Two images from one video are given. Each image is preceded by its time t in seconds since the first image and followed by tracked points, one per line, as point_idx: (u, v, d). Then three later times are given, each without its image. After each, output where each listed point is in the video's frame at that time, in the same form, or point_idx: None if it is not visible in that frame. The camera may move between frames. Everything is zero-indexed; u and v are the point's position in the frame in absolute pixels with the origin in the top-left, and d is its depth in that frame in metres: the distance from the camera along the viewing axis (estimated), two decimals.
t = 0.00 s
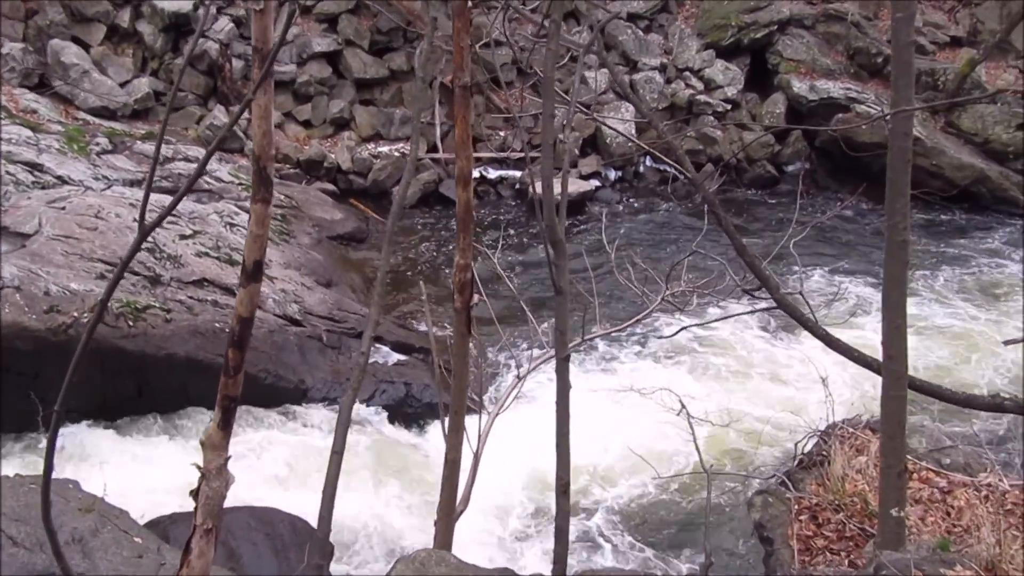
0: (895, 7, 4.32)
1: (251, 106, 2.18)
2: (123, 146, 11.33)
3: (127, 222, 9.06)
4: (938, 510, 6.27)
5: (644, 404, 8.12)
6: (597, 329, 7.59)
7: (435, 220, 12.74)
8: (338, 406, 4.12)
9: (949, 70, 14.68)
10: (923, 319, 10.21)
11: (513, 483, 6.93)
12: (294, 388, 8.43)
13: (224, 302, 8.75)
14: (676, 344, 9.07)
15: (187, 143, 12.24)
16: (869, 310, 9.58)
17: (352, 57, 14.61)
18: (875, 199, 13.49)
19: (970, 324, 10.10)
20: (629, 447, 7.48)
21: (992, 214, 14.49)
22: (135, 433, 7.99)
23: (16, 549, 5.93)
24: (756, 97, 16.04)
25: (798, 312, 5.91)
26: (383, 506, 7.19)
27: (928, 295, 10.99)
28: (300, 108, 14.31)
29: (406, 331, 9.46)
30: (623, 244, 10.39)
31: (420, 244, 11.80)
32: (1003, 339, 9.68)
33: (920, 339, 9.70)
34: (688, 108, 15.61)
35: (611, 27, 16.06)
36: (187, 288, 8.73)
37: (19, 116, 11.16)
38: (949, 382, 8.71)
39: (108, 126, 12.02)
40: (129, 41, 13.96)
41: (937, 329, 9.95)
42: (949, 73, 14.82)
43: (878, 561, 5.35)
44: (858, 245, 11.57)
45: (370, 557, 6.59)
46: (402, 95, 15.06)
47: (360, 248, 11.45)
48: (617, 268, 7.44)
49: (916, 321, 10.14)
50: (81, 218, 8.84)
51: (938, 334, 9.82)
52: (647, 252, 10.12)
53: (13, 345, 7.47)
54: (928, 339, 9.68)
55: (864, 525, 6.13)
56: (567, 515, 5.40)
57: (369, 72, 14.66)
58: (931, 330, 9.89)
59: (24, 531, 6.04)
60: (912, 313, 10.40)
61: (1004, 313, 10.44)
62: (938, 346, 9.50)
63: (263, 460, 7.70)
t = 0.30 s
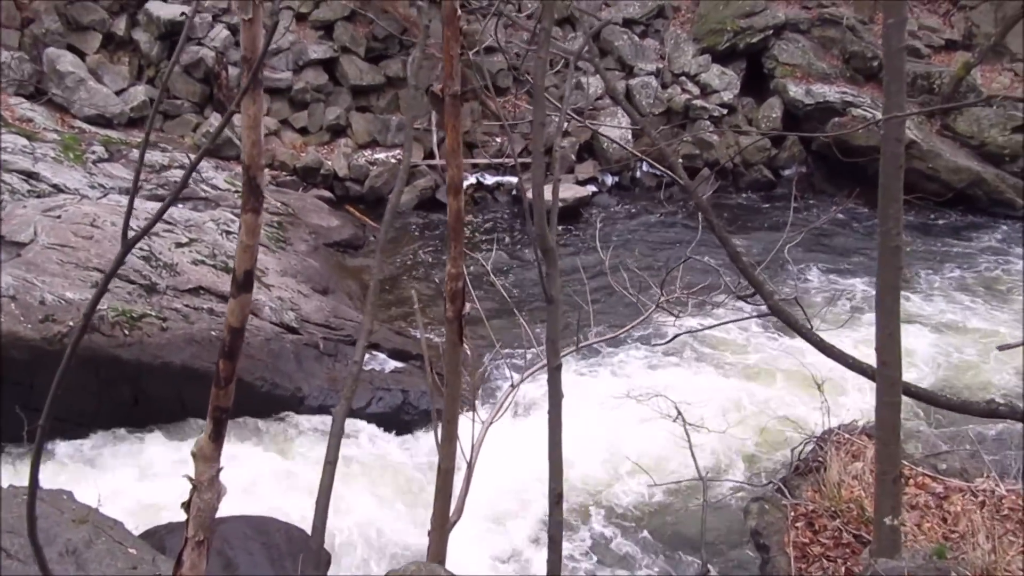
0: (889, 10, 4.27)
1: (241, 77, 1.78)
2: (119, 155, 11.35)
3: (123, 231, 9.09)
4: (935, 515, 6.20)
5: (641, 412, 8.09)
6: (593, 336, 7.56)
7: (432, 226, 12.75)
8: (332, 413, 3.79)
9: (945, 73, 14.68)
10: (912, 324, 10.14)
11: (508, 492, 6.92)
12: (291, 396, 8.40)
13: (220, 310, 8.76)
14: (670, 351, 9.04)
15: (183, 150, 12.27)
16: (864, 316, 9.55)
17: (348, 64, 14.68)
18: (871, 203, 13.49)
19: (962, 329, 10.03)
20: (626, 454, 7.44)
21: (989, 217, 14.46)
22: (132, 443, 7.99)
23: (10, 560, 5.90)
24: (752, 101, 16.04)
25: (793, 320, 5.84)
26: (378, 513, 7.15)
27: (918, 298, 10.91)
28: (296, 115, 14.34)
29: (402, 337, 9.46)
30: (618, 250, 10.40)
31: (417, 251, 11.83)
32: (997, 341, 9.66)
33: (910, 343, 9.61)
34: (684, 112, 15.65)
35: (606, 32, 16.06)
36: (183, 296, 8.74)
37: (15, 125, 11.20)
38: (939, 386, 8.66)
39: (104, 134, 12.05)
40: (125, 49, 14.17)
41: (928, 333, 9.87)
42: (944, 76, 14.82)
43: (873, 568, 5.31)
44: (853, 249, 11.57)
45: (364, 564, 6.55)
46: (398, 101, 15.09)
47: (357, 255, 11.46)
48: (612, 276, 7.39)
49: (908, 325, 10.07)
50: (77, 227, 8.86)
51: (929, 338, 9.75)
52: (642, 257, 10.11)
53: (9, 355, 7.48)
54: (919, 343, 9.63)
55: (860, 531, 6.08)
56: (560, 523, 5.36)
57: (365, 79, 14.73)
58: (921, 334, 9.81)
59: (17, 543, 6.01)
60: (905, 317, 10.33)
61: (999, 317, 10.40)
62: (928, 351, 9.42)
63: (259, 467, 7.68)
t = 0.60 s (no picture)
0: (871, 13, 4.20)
1: (219, 104, 1.92)
2: (103, 162, 11.31)
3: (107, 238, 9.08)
4: (920, 516, 6.20)
5: (628, 416, 8.07)
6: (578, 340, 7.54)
7: (420, 231, 12.76)
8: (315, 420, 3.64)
9: (929, 76, 14.76)
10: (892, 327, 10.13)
11: (495, 498, 6.89)
12: (278, 402, 8.34)
13: (206, 317, 8.73)
14: (654, 355, 9.03)
15: (169, 157, 12.25)
16: (848, 319, 9.58)
17: (335, 70, 14.67)
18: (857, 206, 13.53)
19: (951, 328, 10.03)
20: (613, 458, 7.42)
21: (975, 219, 14.51)
22: (117, 451, 7.94)
23: None
24: (738, 105, 16.07)
25: (777, 322, 5.79)
26: (365, 520, 7.11)
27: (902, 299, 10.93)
28: (282, 121, 14.32)
29: (388, 343, 9.45)
30: (603, 253, 10.41)
31: (404, 256, 11.83)
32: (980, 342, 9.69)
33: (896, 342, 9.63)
34: (671, 116, 15.66)
35: (592, 37, 16.08)
36: (169, 303, 8.72)
37: None
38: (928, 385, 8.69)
39: (89, 141, 12.01)
40: (110, 56, 14.15)
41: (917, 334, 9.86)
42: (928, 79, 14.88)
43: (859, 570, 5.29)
44: (839, 252, 11.61)
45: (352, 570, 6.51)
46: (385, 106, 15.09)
47: (344, 261, 11.44)
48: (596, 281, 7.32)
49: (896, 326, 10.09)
50: (61, 234, 8.83)
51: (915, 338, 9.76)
52: (627, 261, 10.12)
53: None
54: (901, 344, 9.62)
55: (846, 533, 6.06)
56: (545, 529, 5.32)
57: (351, 84, 14.64)
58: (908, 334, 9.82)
59: None
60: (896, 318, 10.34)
61: (986, 316, 10.43)
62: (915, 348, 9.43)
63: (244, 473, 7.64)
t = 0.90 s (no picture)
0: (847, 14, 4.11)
1: (196, 117, 2.14)
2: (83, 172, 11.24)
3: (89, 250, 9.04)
4: (905, 512, 6.21)
5: (615, 418, 8.07)
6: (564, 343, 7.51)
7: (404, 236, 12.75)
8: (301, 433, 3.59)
9: (907, 73, 14.89)
10: (873, 323, 10.22)
11: (482, 504, 6.89)
12: (265, 411, 8.31)
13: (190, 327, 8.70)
14: (639, 356, 9.04)
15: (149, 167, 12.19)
16: (830, 317, 9.63)
17: (316, 76, 14.64)
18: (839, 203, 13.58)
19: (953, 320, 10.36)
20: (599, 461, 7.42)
21: (955, 214, 14.61)
22: (102, 464, 7.88)
23: None
24: (719, 104, 16.13)
25: (760, 321, 5.78)
26: (353, 528, 7.08)
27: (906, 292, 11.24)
28: (263, 129, 14.29)
29: (373, 349, 9.43)
30: (585, 256, 10.42)
31: (388, 262, 11.81)
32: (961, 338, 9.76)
33: (904, 335, 9.92)
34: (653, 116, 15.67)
35: (573, 39, 16.10)
36: (152, 314, 8.68)
37: None
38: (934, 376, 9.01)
39: (68, 152, 11.93)
40: (88, 66, 14.13)
41: (923, 326, 10.16)
42: (907, 76, 15.01)
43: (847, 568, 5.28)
44: (821, 250, 11.67)
45: None
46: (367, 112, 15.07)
47: (328, 269, 11.40)
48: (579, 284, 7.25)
49: (902, 318, 10.37)
50: (41, 247, 8.77)
51: (922, 331, 10.05)
52: (610, 263, 10.13)
53: None
54: (882, 340, 9.68)
55: (832, 531, 6.07)
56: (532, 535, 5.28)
57: (332, 90, 14.62)
58: (915, 326, 10.11)
59: None
60: (901, 310, 10.64)
61: (975, 310, 10.60)
62: (923, 341, 9.73)
63: (231, 484, 7.59)
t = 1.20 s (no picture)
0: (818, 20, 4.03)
1: (174, 135, 2.21)
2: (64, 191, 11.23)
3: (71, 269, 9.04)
4: (891, 516, 6.19)
5: (601, 427, 8.07)
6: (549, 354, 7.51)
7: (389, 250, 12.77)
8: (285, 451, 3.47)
9: (885, 78, 15.02)
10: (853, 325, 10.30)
11: (469, 518, 6.87)
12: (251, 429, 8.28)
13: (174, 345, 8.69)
14: (622, 365, 9.05)
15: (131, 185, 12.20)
16: (810, 323, 9.68)
17: (298, 91, 14.70)
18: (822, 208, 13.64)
19: (965, 317, 10.53)
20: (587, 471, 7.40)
21: (936, 217, 14.69)
22: (86, 485, 7.79)
23: None
24: (700, 112, 16.20)
25: (740, 329, 5.78)
26: (342, 544, 6.98)
27: (915, 292, 11.35)
28: (246, 144, 14.29)
29: (357, 364, 9.42)
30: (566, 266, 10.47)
31: (373, 275, 11.83)
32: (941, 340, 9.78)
33: (916, 335, 10.02)
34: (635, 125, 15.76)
35: (554, 50, 16.19)
36: (136, 332, 8.67)
37: None
38: (945, 370, 9.16)
39: (50, 171, 11.92)
40: (69, 84, 14.23)
41: (935, 326, 10.27)
42: (886, 80, 15.15)
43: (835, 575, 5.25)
44: (804, 256, 11.73)
45: None
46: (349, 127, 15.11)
47: (313, 283, 11.41)
48: (563, 293, 7.18)
49: (911, 319, 10.46)
50: (22, 266, 8.76)
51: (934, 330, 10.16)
52: (592, 273, 10.16)
53: None
54: (863, 344, 9.73)
55: (819, 536, 6.07)
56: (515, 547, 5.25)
57: (314, 105, 14.67)
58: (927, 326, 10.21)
59: None
60: (907, 311, 10.73)
61: (957, 313, 10.64)
62: (935, 339, 9.85)
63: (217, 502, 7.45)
